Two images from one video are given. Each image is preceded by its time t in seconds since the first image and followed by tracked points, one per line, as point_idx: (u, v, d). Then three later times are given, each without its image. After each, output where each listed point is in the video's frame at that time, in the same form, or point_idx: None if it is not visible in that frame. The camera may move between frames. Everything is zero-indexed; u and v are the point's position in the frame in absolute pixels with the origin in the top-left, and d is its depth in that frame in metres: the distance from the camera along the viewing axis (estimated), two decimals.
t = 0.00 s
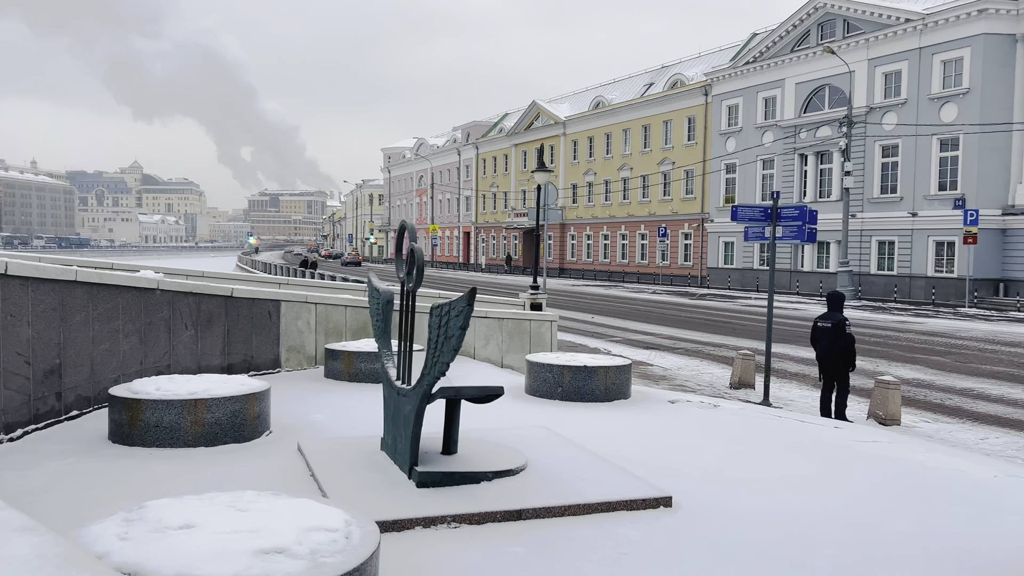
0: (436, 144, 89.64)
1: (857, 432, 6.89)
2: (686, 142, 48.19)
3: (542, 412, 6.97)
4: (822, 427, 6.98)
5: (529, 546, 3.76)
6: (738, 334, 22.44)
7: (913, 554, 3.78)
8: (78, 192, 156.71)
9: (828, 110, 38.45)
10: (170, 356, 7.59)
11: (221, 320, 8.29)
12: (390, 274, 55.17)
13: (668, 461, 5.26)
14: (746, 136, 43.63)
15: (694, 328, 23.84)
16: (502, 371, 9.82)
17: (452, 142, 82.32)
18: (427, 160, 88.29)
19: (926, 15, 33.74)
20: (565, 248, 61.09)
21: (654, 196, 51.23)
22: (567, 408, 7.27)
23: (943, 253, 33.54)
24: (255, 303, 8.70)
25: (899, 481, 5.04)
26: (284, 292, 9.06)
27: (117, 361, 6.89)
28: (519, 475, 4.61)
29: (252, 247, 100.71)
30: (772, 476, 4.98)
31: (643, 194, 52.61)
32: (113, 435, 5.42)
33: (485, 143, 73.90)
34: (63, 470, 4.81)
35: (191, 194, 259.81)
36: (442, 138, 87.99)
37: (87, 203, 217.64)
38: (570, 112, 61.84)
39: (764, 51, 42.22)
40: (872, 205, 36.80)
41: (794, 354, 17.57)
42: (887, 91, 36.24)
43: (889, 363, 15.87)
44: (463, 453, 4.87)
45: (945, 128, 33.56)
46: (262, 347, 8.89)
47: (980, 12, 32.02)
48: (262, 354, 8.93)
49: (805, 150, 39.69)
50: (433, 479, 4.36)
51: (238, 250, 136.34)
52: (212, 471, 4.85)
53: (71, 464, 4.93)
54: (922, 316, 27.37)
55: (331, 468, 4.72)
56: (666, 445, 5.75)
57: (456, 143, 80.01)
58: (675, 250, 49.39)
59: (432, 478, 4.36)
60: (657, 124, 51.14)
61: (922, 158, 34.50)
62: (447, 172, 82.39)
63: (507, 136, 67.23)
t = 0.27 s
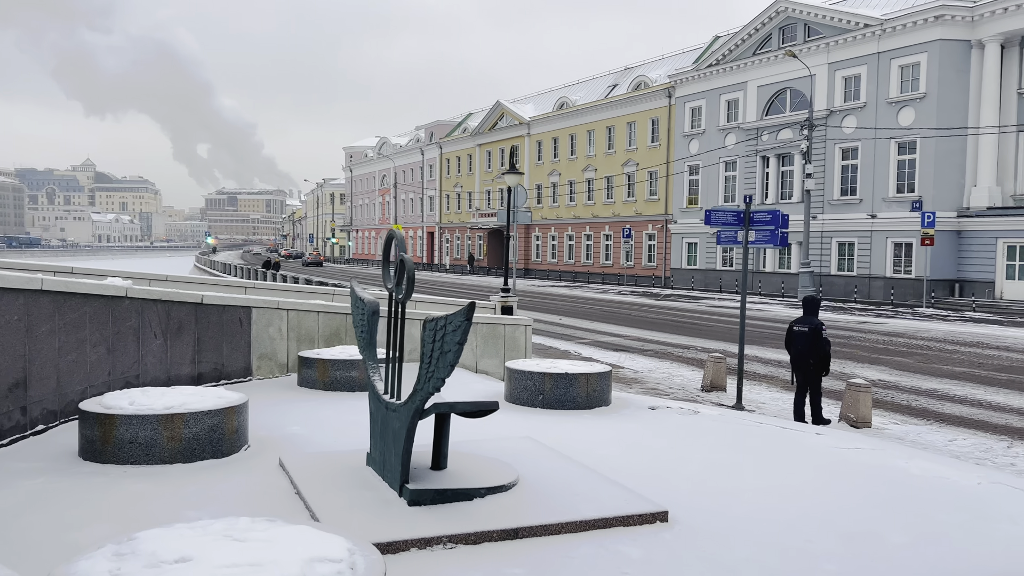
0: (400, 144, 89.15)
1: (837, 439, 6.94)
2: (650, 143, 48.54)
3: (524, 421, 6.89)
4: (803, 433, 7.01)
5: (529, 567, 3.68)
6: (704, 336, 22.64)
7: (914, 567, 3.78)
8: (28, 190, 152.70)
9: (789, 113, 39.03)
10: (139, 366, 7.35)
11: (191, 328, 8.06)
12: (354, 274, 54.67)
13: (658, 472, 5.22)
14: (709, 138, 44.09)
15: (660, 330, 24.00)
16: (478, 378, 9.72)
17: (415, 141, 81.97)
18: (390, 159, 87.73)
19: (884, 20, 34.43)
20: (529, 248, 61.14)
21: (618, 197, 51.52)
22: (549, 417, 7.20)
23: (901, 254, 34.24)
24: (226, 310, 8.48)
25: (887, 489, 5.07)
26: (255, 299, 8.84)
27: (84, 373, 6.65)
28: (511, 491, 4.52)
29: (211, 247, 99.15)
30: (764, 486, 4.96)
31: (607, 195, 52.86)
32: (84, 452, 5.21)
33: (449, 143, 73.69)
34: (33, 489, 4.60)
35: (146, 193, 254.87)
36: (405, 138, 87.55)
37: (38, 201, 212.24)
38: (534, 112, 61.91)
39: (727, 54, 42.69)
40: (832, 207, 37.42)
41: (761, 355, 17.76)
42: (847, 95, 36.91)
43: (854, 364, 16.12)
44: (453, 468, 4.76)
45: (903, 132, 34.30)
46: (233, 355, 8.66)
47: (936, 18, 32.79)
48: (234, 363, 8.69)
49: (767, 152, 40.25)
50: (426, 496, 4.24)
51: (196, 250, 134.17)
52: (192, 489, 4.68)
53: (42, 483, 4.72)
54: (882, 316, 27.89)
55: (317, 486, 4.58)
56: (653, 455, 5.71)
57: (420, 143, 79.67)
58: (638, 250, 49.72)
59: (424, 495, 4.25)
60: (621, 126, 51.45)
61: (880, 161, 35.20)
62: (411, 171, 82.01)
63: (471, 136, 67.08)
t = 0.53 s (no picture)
0: (363, 142, 88.43)
1: (817, 441, 6.98)
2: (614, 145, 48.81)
3: (505, 426, 6.82)
4: (782, 436, 7.05)
5: None
6: (671, 336, 22.80)
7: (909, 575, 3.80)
8: None
9: (752, 115, 39.50)
10: (106, 374, 7.12)
11: (159, 333, 7.84)
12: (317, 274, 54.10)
13: (645, 479, 5.19)
14: (672, 139, 44.45)
15: (627, 330, 24.13)
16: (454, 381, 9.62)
17: (378, 140, 81.41)
18: (352, 158, 87.01)
19: (844, 25, 35.01)
20: (494, 249, 61.06)
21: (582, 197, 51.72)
22: (528, 422, 7.13)
23: (861, 255, 34.87)
24: (195, 314, 8.27)
25: (872, 494, 5.10)
26: (225, 303, 8.63)
27: (49, 381, 6.42)
28: (501, 500, 4.45)
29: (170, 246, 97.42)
30: (753, 494, 4.96)
31: (572, 195, 53.03)
32: (54, 465, 5.01)
33: (413, 142, 73.31)
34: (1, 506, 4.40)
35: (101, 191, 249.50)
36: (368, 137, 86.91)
37: None
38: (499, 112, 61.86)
39: (690, 56, 43.05)
40: (793, 208, 37.97)
41: (728, 355, 17.94)
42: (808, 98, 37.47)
43: (820, 363, 16.33)
44: (440, 478, 4.67)
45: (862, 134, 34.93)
46: (202, 360, 8.44)
47: (894, 23, 33.45)
48: (203, 369, 8.47)
49: (730, 153, 40.69)
50: (416, 508, 4.15)
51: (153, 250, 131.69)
52: (170, 503, 4.53)
53: (12, 500, 4.53)
54: (844, 316, 28.38)
55: (302, 498, 4.46)
56: (638, 461, 5.68)
57: (383, 142, 79.15)
58: (603, 251, 49.95)
59: (415, 506, 4.15)
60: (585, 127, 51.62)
61: (840, 163, 35.81)
62: (374, 171, 81.43)
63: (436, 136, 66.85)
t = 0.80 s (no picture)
0: (326, 140, 87.61)
1: (800, 438, 7.05)
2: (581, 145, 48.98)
3: (492, 426, 6.77)
4: (766, 434, 7.11)
5: None
6: (640, 334, 22.94)
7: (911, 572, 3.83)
8: None
9: (717, 116, 39.90)
10: (79, 375, 6.91)
11: (133, 333, 7.63)
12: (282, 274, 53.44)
13: (640, 477, 5.18)
14: (639, 139, 44.73)
15: (597, 329, 24.25)
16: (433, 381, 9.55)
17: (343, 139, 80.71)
18: (316, 156, 86.16)
19: (807, 28, 35.53)
20: (460, 248, 60.93)
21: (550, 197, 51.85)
22: (514, 421, 7.09)
23: (824, 254, 35.44)
24: (170, 313, 8.07)
25: (863, 491, 5.15)
26: (200, 302, 8.44)
27: (21, 383, 6.21)
28: (500, 500, 4.40)
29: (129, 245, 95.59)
30: (748, 492, 4.98)
31: (539, 195, 53.13)
32: (33, 470, 4.83)
33: (378, 141, 72.78)
34: None
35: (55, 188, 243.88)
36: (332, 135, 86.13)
37: None
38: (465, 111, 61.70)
39: (656, 57, 43.33)
40: (757, 208, 38.47)
41: (699, 354, 18.09)
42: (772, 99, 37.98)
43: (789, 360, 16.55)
44: (437, 478, 4.60)
45: (825, 135, 35.51)
46: (176, 360, 8.24)
47: (855, 26, 34.06)
48: (178, 369, 8.27)
49: (695, 153, 41.08)
50: (416, 509, 4.08)
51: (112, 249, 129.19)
52: (158, 508, 4.39)
53: None
54: (808, 314, 28.84)
55: (296, 501, 4.36)
56: (630, 459, 5.67)
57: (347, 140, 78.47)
58: (570, 250, 50.12)
59: (415, 508, 4.08)
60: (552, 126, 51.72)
61: (804, 164, 36.37)
62: (339, 169, 80.73)
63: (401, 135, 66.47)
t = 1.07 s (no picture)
0: (292, 139, 86.69)
1: (788, 440, 7.11)
2: (550, 145, 49.09)
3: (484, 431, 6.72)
4: (754, 436, 7.16)
5: None
6: (613, 335, 23.03)
7: None
8: None
9: (685, 117, 40.23)
10: (57, 382, 6.72)
11: (112, 338, 7.44)
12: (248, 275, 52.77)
13: (640, 483, 5.18)
14: (608, 140, 44.94)
15: (570, 329, 24.33)
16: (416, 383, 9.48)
17: (309, 137, 79.92)
18: (281, 154, 85.28)
19: (774, 31, 35.96)
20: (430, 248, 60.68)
21: (519, 197, 51.91)
22: (504, 425, 7.05)
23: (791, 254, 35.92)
24: (149, 317, 7.89)
25: (861, 494, 5.20)
26: (179, 306, 8.27)
27: None
28: (505, 508, 4.34)
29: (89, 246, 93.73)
30: (749, 496, 4.99)
31: (508, 195, 53.15)
32: (17, 483, 4.67)
33: (345, 140, 72.18)
34: None
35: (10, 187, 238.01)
36: (298, 133, 85.33)
37: None
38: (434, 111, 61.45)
39: (625, 57, 43.55)
40: (726, 208, 38.87)
41: (672, 354, 18.24)
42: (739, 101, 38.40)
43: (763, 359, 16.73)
44: (438, 486, 4.54)
45: (792, 137, 36.00)
46: (155, 366, 8.05)
47: (821, 30, 34.56)
48: (157, 375, 8.09)
49: (665, 155, 41.38)
50: (422, 519, 4.01)
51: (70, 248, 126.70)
52: (153, 521, 4.27)
53: None
54: (777, 314, 29.21)
55: (295, 512, 4.27)
56: (626, 464, 5.67)
57: (314, 139, 77.71)
58: (541, 251, 50.23)
59: (421, 517, 4.01)
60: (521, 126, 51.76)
61: (771, 165, 36.82)
62: (306, 169, 79.94)
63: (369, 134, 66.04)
